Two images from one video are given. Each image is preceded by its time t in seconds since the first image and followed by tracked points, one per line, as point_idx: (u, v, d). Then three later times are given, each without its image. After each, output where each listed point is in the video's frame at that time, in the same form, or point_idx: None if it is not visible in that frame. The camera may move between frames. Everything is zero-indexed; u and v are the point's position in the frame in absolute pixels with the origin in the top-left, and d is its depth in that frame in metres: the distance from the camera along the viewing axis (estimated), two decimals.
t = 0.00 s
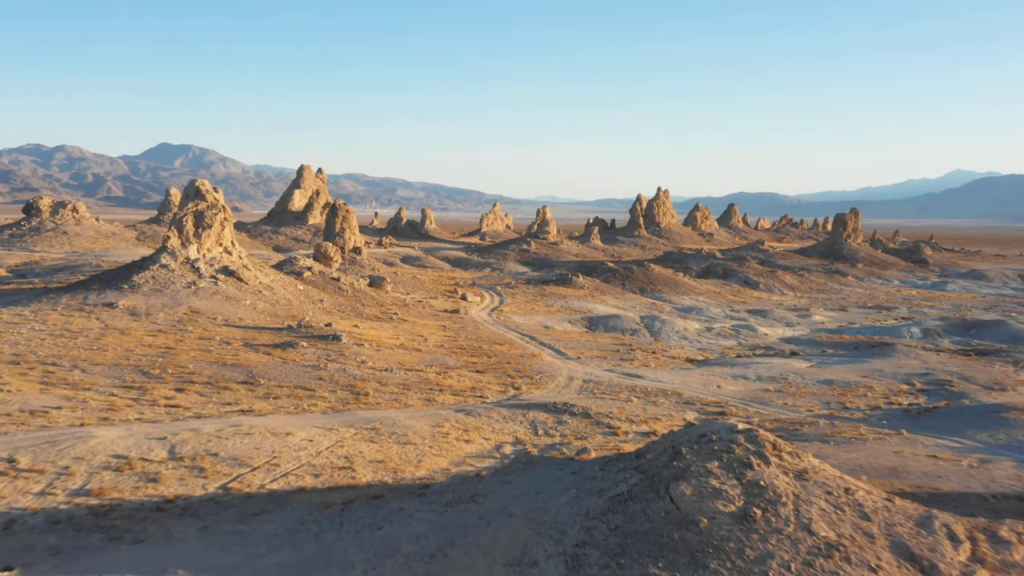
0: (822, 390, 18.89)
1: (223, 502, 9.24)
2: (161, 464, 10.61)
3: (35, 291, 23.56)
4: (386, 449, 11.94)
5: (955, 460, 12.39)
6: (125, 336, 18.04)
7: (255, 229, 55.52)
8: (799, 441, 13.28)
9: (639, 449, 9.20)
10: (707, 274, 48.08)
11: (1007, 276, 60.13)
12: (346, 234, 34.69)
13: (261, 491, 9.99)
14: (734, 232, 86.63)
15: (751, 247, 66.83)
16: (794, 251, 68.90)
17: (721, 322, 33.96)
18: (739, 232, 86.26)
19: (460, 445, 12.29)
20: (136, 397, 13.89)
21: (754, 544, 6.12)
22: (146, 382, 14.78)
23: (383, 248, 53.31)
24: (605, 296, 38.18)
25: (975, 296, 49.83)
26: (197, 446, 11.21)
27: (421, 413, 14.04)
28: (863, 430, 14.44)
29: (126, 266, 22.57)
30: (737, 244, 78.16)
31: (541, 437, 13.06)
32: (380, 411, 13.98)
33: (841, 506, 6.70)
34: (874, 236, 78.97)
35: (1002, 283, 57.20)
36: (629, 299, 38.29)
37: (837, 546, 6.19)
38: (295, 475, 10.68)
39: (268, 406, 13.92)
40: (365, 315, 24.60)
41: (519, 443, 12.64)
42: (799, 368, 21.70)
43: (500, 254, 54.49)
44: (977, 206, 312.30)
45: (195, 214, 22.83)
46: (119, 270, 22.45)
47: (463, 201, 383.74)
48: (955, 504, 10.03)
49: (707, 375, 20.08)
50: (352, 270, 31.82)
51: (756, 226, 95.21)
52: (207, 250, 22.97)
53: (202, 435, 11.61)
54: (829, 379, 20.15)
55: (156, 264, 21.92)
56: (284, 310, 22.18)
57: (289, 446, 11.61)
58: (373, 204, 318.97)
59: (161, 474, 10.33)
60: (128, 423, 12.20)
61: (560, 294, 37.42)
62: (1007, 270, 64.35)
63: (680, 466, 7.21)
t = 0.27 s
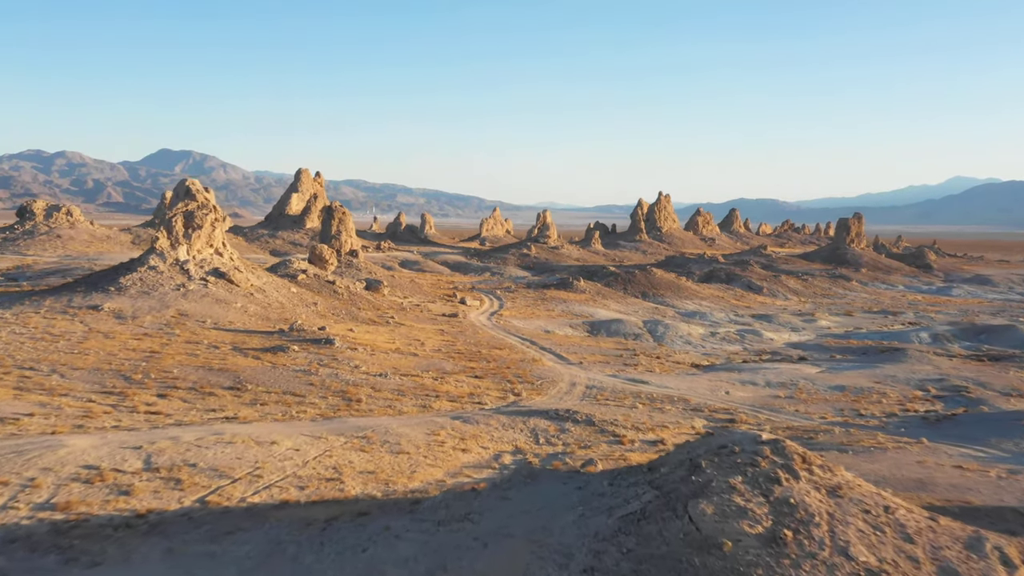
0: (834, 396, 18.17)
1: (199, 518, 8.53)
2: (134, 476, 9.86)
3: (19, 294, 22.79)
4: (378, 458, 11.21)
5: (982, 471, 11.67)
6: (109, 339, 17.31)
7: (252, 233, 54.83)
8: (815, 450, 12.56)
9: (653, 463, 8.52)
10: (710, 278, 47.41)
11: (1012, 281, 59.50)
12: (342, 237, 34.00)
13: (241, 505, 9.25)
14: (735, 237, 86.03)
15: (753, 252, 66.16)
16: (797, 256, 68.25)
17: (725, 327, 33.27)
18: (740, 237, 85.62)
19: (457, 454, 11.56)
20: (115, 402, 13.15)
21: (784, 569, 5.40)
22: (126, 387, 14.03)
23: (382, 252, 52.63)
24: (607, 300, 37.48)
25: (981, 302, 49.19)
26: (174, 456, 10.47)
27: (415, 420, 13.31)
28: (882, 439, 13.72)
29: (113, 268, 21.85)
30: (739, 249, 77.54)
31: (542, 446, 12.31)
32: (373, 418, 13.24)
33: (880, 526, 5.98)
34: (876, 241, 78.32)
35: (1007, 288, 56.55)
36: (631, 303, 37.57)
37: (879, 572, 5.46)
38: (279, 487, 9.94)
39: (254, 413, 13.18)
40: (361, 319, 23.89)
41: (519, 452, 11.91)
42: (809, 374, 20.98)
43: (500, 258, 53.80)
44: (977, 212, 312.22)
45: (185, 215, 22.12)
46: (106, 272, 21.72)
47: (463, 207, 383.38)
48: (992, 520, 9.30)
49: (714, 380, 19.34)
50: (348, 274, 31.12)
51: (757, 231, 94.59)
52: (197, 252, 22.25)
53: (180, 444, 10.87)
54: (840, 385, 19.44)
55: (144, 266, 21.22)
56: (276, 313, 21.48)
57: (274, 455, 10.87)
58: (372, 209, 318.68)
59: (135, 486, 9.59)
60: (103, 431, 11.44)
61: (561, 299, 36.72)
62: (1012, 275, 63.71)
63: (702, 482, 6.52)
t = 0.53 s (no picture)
0: (846, 402, 17.55)
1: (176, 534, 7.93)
2: (109, 486, 9.23)
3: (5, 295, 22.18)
4: (370, 467, 10.58)
5: (1010, 481, 11.05)
6: (94, 342, 16.71)
7: (249, 236, 54.24)
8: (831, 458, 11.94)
9: (667, 475, 8.10)
10: (713, 282, 46.81)
11: (1017, 286, 58.93)
12: (339, 239, 33.40)
13: (222, 518, 8.62)
14: (737, 242, 85.50)
15: (755, 256, 65.58)
16: (799, 260, 67.68)
17: (729, 331, 32.67)
18: (742, 241, 85.02)
19: (454, 462, 10.93)
20: (95, 407, 12.53)
21: None
22: (109, 392, 13.40)
23: (380, 256, 52.04)
24: (608, 304, 36.89)
25: (987, 306, 48.59)
26: (154, 464, 9.85)
27: (411, 426, 12.70)
28: (900, 446, 13.10)
29: (101, 269, 21.26)
30: (740, 254, 76.99)
31: (544, 454, 11.69)
32: (366, 424, 12.62)
33: (924, 547, 5.50)
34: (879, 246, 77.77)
35: (1013, 293, 55.96)
36: (633, 307, 36.95)
37: None
38: (264, 498, 9.31)
39: (241, 418, 12.55)
40: (357, 322, 23.31)
41: (519, 461, 11.29)
42: (818, 379, 20.37)
43: (500, 262, 53.22)
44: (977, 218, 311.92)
45: (176, 215, 21.54)
46: (95, 274, 21.12)
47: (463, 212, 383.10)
48: None
49: (721, 386, 18.70)
50: (344, 277, 30.51)
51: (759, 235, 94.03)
52: (187, 253, 21.67)
53: (160, 451, 10.24)
54: (851, 391, 18.82)
55: (133, 267, 20.61)
56: (269, 316, 20.87)
57: (259, 464, 10.24)
58: (372, 215, 318.43)
59: (108, 497, 8.95)
60: (79, 438, 10.80)
61: (562, 302, 36.12)
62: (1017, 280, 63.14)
63: (724, 498, 6.12)
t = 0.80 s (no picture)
0: (858, 408, 16.91)
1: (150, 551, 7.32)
2: (81, 496, 8.59)
3: None
4: (361, 476, 9.95)
5: None
6: (78, 345, 16.10)
7: (247, 240, 53.67)
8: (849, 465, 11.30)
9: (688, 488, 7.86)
10: (715, 286, 46.20)
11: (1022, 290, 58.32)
12: (336, 241, 32.81)
13: (200, 532, 7.99)
14: (738, 246, 84.89)
15: (758, 260, 64.98)
16: (802, 265, 67.07)
17: (734, 336, 32.07)
18: (743, 246, 84.41)
19: (450, 471, 10.31)
20: (73, 413, 11.89)
21: None
22: (89, 396, 12.77)
23: (379, 260, 51.44)
24: (610, 308, 36.27)
25: (994, 311, 47.97)
26: (129, 473, 9.21)
27: (405, 433, 12.07)
28: (920, 454, 12.47)
29: (89, 270, 20.65)
30: (742, 258, 76.40)
31: (545, 462, 11.05)
32: (359, 430, 12.00)
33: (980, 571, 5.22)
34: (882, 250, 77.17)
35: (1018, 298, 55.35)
36: (635, 311, 36.34)
37: None
38: (246, 510, 8.68)
39: (227, 424, 11.91)
40: (353, 325, 22.71)
41: (520, 469, 10.65)
42: (827, 383, 19.74)
43: (500, 266, 52.62)
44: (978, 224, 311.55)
45: (166, 214, 20.95)
46: (83, 275, 20.53)
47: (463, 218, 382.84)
48: None
49: (728, 390, 18.07)
50: (341, 279, 29.89)
51: (760, 240, 93.45)
52: (178, 254, 21.08)
53: (137, 459, 9.62)
54: (863, 396, 18.18)
55: (122, 268, 20.02)
56: (262, 318, 20.27)
57: (243, 473, 9.62)
58: (372, 220, 318.24)
59: (78, 509, 8.30)
60: (53, 444, 10.17)
61: (563, 306, 35.50)
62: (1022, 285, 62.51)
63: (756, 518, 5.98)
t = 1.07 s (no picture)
0: (874, 413, 16.18)
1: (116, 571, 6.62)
2: (42, 508, 7.85)
3: None
4: (350, 486, 9.23)
5: None
6: (58, 347, 15.38)
7: (244, 245, 53.02)
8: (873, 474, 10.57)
9: (712, 500, 7.52)
10: (718, 291, 45.51)
11: None
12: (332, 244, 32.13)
13: (170, 549, 7.24)
14: (740, 252, 84.26)
15: (760, 266, 64.33)
16: (805, 270, 66.42)
17: (739, 341, 31.38)
18: (745, 252, 83.79)
19: (447, 481, 9.59)
20: (45, 418, 11.16)
21: None
22: (64, 401, 12.03)
23: (377, 265, 50.76)
24: (612, 313, 35.57)
25: (1001, 317, 47.27)
26: (96, 483, 8.47)
27: (399, 440, 11.34)
28: (946, 463, 11.74)
29: (74, 271, 19.94)
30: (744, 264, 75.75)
31: (548, 471, 10.31)
32: (349, 437, 11.27)
33: None
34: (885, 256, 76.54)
35: None
36: (638, 316, 35.65)
37: None
38: (224, 524, 7.94)
39: (209, 430, 11.17)
40: (349, 328, 22.01)
41: (521, 479, 9.93)
42: (840, 389, 19.02)
43: (500, 271, 51.93)
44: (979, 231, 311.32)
45: (155, 213, 20.27)
46: (67, 276, 19.81)
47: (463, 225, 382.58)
48: None
49: (738, 396, 17.34)
50: (336, 282, 29.17)
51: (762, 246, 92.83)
52: (166, 255, 20.39)
53: (107, 468, 8.89)
54: (878, 401, 17.45)
55: (108, 268, 19.32)
56: (253, 320, 19.57)
57: (222, 483, 8.89)
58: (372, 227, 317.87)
59: (37, 523, 7.54)
60: (17, 452, 9.42)
61: (564, 311, 34.80)
62: None
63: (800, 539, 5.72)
